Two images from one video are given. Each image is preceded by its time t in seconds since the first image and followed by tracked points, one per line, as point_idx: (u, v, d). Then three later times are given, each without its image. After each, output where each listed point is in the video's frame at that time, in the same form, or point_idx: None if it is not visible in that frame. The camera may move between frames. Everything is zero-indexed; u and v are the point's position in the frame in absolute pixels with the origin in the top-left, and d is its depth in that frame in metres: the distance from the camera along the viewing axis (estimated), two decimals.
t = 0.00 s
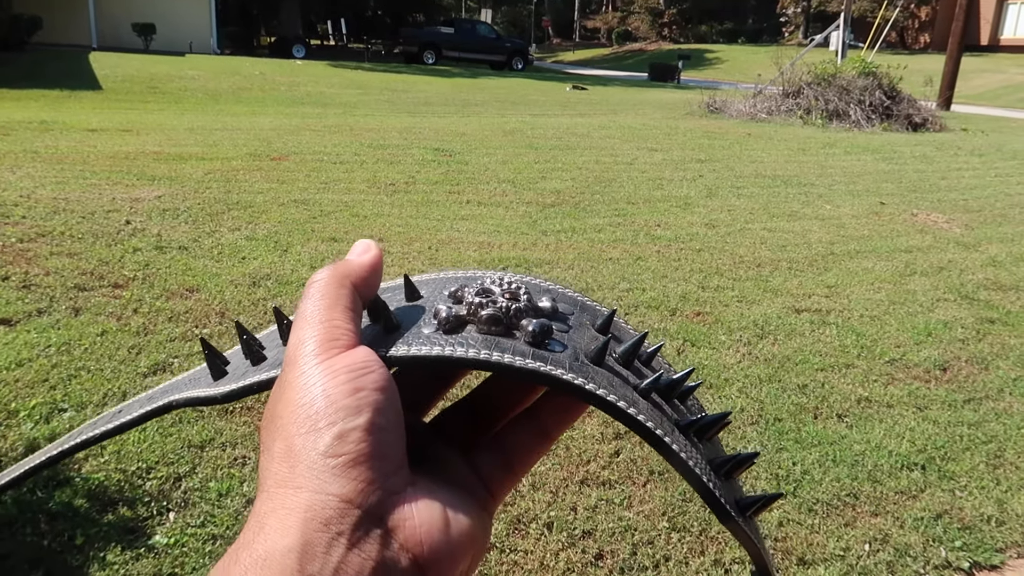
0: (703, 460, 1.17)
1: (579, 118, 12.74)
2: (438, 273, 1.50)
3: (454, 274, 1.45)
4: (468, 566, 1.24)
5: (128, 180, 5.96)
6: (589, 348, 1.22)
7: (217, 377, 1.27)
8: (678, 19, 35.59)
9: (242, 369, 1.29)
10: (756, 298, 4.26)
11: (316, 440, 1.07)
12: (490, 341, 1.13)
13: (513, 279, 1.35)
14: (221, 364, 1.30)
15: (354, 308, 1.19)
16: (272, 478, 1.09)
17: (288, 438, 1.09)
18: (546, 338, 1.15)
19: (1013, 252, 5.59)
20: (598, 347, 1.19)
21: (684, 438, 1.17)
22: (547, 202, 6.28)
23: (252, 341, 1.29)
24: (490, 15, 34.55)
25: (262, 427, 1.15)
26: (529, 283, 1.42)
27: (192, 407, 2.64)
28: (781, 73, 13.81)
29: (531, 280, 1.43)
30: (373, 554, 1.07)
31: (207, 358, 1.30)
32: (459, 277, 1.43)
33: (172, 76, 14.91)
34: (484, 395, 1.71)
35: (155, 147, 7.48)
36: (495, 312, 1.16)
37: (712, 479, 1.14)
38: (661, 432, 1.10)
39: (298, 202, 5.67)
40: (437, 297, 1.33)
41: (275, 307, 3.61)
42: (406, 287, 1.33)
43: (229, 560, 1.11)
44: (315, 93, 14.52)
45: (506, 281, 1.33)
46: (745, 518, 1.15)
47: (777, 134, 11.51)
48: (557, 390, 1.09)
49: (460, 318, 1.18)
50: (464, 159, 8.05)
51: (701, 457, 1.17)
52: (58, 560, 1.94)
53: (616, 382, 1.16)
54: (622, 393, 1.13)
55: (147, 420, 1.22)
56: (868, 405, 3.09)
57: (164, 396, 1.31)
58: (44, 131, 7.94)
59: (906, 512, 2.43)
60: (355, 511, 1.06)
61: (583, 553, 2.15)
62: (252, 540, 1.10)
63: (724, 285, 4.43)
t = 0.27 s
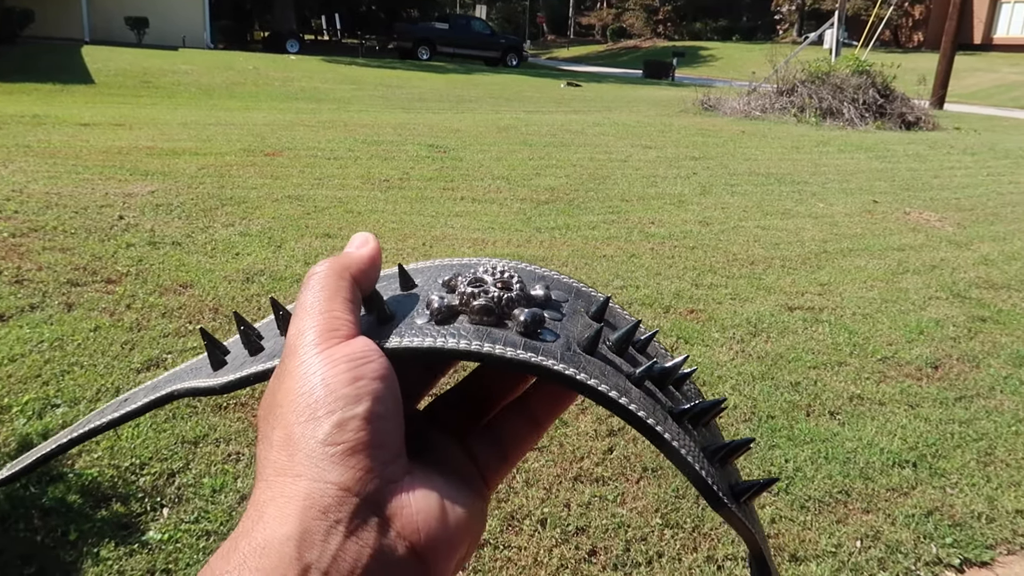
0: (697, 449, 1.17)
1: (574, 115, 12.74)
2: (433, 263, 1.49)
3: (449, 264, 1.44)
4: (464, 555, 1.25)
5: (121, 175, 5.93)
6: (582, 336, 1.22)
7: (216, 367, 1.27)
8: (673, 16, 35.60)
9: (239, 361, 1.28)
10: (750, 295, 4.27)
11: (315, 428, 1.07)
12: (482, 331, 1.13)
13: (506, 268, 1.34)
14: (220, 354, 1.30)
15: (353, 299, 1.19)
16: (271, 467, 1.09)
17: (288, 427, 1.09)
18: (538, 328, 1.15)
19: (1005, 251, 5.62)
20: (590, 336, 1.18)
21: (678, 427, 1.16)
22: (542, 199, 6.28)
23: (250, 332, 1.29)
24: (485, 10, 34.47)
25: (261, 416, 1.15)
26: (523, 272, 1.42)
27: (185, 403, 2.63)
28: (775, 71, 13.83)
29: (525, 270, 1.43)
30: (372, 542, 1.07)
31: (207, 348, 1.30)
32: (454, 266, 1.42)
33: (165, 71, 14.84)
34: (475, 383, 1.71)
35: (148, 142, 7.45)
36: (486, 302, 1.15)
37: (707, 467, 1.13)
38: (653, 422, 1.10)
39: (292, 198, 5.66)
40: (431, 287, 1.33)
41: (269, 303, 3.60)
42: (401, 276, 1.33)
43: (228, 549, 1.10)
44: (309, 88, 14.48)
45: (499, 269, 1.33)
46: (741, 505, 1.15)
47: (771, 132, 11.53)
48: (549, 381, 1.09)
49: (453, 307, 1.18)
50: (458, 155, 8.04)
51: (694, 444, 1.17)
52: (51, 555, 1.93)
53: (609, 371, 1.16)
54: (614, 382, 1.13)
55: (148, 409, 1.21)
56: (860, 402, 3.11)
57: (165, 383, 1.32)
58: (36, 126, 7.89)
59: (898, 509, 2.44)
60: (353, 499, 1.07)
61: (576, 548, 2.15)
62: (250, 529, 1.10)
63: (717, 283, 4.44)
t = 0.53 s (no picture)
0: (690, 451, 1.16)
1: (569, 114, 12.74)
2: (430, 267, 1.47)
3: (445, 266, 1.43)
4: (452, 556, 1.26)
5: (114, 173, 5.90)
6: (575, 336, 1.21)
7: (216, 370, 1.26)
8: (667, 16, 35.62)
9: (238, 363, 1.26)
10: (743, 295, 4.28)
11: (312, 429, 1.07)
12: (476, 329, 1.13)
13: (500, 271, 1.35)
14: (220, 357, 1.28)
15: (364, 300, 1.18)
16: (264, 465, 1.09)
17: (284, 425, 1.09)
18: (531, 327, 1.15)
19: (997, 251, 5.65)
20: (583, 336, 1.18)
21: (671, 428, 1.16)
22: (536, 198, 6.28)
23: (249, 334, 1.28)
24: (480, 10, 34.42)
25: (256, 412, 1.15)
26: (518, 276, 1.42)
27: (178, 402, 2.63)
28: (769, 71, 13.85)
29: (520, 274, 1.44)
30: (361, 542, 1.07)
31: (206, 351, 1.28)
32: (450, 269, 1.41)
33: (158, 69, 14.78)
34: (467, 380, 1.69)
35: (141, 140, 7.42)
36: (482, 301, 1.15)
37: (698, 469, 1.13)
38: (644, 420, 1.10)
39: (286, 197, 5.65)
40: (429, 289, 1.32)
41: (263, 301, 3.59)
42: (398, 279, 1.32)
43: (215, 545, 1.10)
44: (303, 87, 14.44)
45: (494, 272, 1.33)
46: (732, 510, 1.14)
47: (765, 131, 11.56)
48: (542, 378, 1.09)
49: (447, 307, 1.18)
50: (453, 154, 8.03)
51: (685, 446, 1.16)
52: (43, 554, 1.93)
53: (601, 370, 1.16)
54: (606, 381, 1.13)
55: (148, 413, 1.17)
56: (853, 401, 3.12)
57: (163, 384, 1.29)
58: (28, 124, 7.85)
59: (890, 507, 2.46)
60: (344, 498, 1.07)
61: (569, 547, 2.16)
62: (240, 525, 1.10)
63: (711, 282, 4.45)
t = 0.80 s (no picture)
0: (697, 443, 1.16)
1: (561, 113, 12.74)
2: (429, 271, 1.47)
3: (445, 269, 1.44)
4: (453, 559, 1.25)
5: (105, 174, 5.87)
6: (577, 333, 1.22)
7: (216, 373, 1.25)
8: (658, 15, 35.68)
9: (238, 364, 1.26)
10: (736, 292, 4.29)
11: (316, 432, 1.07)
12: (477, 329, 1.14)
13: (499, 271, 1.35)
14: (219, 358, 1.29)
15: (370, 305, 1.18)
16: (266, 466, 1.10)
17: (289, 428, 1.09)
18: (533, 325, 1.15)
19: (988, 247, 5.68)
20: (585, 332, 1.19)
21: (677, 422, 1.16)
22: (529, 197, 6.28)
23: (249, 334, 1.28)
24: (472, 10, 34.42)
25: (263, 415, 1.15)
26: (519, 276, 1.42)
27: (170, 404, 2.62)
28: (761, 69, 13.88)
29: (521, 273, 1.44)
30: (362, 546, 1.07)
31: (206, 352, 1.29)
32: (449, 272, 1.42)
33: (149, 70, 14.72)
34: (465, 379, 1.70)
35: (131, 142, 7.39)
36: (483, 301, 1.16)
37: (706, 460, 1.13)
38: (650, 414, 1.10)
39: (278, 198, 5.63)
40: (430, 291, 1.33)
41: (256, 302, 3.58)
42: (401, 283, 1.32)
43: (217, 546, 1.10)
44: (295, 87, 14.41)
45: (493, 273, 1.33)
46: (743, 501, 1.15)
47: (757, 130, 11.59)
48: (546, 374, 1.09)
49: (449, 310, 1.18)
50: (445, 154, 8.03)
51: (692, 438, 1.17)
52: (33, 558, 1.92)
53: (604, 365, 1.16)
54: (611, 376, 1.13)
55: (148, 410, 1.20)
56: (845, 397, 3.13)
57: (161, 387, 1.29)
58: (17, 126, 7.81)
59: (882, 502, 2.47)
60: (346, 501, 1.07)
61: (564, 545, 2.16)
62: (241, 526, 1.10)
63: (704, 280, 4.46)
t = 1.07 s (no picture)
0: (684, 436, 1.16)
1: (553, 109, 12.74)
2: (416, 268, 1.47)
3: (430, 266, 1.44)
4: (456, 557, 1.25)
5: (95, 174, 5.84)
6: (560, 325, 1.22)
7: (212, 381, 1.25)
8: (650, 10, 35.67)
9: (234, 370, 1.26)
10: (727, 287, 4.31)
11: (309, 437, 1.07)
12: (460, 323, 1.14)
13: (484, 266, 1.35)
14: (215, 366, 1.28)
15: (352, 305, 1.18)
16: (264, 474, 1.09)
17: (283, 435, 1.09)
18: (515, 318, 1.16)
19: (978, 239, 5.70)
20: (568, 324, 1.19)
21: (664, 415, 1.16)
22: (521, 194, 6.27)
23: (242, 341, 1.28)
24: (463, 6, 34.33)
25: (256, 423, 1.15)
26: (505, 271, 1.43)
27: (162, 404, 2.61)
28: (752, 64, 13.89)
29: (506, 268, 1.44)
30: (364, 549, 1.07)
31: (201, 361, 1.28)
32: (434, 268, 1.42)
33: (139, 68, 14.64)
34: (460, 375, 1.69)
35: (122, 141, 7.35)
36: (466, 296, 1.16)
37: (692, 452, 1.13)
38: (633, 406, 1.10)
39: (269, 196, 5.61)
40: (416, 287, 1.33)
41: (247, 301, 3.57)
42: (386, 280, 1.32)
43: (219, 556, 1.10)
44: (286, 85, 14.37)
45: (477, 268, 1.33)
46: (731, 494, 1.14)
47: (749, 124, 11.61)
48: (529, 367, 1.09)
49: (432, 305, 1.19)
50: (437, 151, 8.01)
51: (679, 431, 1.16)
52: (26, 559, 1.91)
53: (589, 358, 1.16)
54: (593, 368, 1.13)
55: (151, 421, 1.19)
56: (837, 390, 3.15)
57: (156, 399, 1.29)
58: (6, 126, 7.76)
59: (874, 495, 2.48)
60: (346, 505, 1.06)
61: (557, 541, 2.16)
62: (242, 535, 1.10)
63: (696, 275, 4.47)
